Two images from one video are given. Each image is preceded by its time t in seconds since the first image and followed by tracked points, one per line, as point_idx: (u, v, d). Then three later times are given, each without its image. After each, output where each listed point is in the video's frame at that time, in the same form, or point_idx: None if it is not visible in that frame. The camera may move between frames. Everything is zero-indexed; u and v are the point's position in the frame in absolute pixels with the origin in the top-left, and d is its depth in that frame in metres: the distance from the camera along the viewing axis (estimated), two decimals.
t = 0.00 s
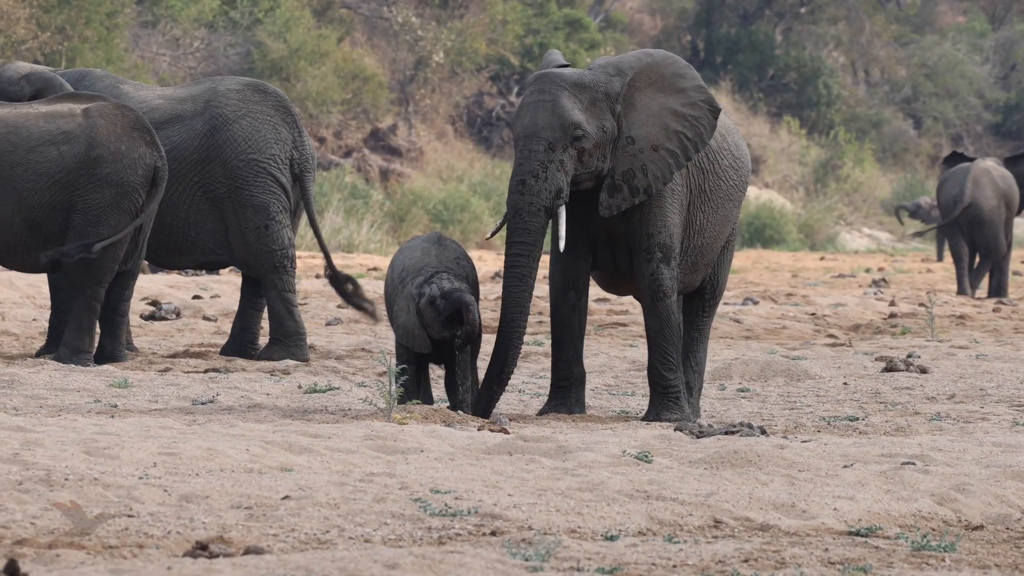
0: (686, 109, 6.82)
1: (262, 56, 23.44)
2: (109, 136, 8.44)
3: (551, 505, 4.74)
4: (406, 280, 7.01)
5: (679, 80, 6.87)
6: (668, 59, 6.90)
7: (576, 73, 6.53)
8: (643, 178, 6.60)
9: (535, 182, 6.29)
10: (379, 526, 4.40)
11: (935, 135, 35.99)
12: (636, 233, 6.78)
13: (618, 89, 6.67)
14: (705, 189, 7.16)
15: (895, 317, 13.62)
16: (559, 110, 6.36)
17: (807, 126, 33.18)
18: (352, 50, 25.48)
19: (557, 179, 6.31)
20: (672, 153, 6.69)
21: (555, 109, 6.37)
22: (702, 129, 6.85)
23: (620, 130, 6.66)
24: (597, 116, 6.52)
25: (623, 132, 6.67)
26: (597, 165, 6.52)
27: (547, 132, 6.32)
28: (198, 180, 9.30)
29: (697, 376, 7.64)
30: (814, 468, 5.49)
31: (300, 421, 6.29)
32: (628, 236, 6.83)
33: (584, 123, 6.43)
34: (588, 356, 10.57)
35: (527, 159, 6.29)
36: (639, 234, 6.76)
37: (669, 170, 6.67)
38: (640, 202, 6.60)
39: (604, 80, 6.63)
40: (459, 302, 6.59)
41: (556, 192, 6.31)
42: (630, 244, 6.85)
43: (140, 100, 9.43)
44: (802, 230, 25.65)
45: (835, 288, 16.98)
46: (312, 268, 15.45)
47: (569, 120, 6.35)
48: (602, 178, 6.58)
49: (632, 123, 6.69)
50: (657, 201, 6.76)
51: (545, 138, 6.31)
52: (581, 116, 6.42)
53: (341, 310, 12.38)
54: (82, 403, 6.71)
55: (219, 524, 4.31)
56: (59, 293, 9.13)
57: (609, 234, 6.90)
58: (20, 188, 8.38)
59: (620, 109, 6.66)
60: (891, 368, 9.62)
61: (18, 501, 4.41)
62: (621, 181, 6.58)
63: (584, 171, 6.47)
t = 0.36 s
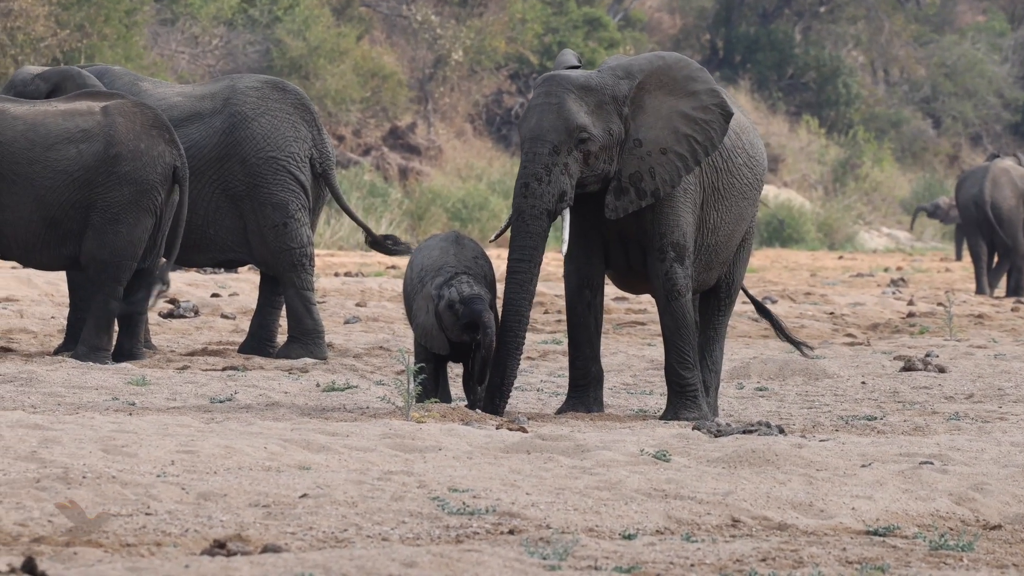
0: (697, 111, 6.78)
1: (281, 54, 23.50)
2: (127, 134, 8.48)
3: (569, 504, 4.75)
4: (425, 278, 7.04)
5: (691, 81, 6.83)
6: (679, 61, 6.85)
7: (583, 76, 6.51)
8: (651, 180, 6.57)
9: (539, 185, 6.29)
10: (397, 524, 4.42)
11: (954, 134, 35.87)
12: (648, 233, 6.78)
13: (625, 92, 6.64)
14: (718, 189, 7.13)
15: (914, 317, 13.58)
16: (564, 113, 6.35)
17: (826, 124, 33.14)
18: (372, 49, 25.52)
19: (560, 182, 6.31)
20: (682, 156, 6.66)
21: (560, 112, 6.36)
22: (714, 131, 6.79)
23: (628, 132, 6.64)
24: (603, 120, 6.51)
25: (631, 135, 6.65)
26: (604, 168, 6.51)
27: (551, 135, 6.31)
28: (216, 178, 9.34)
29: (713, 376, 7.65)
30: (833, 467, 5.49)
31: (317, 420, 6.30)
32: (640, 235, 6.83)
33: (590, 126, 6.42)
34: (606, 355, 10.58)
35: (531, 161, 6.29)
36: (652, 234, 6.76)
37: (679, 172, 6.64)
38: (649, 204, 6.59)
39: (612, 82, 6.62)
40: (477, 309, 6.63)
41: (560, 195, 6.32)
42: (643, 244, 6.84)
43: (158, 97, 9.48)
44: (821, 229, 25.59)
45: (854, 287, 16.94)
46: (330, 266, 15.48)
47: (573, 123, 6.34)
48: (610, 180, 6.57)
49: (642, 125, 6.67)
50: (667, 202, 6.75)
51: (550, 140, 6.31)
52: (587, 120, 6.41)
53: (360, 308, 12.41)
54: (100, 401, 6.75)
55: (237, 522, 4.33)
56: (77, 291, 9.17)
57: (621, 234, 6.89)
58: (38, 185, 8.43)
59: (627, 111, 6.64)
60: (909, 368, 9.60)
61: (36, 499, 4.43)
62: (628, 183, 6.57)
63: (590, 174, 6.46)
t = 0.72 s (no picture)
0: (702, 106, 6.75)
1: (295, 50, 23.54)
2: (141, 129, 8.50)
3: (582, 500, 4.76)
4: (441, 275, 7.03)
5: (696, 77, 6.80)
6: (684, 57, 6.83)
7: (586, 73, 6.53)
8: (655, 177, 6.56)
9: (543, 184, 6.33)
10: (409, 521, 4.43)
11: (968, 131, 35.76)
12: (656, 229, 6.77)
13: (628, 89, 6.64)
14: (726, 184, 7.10)
15: (926, 314, 13.57)
16: (567, 110, 6.38)
17: (839, 122, 33.08)
18: (385, 45, 25.53)
19: (564, 180, 6.35)
20: (686, 152, 6.64)
21: (564, 110, 6.39)
22: (718, 127, 6.74)
23: (632, 128, 6.64)
24: (607, 117, 6.52)
25: (636, 131, 6.65)
26: (608, 164, 6.52)
27: (555, 133, 6.34)
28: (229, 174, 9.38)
29: (724, 373, 7.64)
30: (845, 464, 5.49)
31: (331, 416, 6.32)
32: (647, 233, 6.82)
33: (594, 123, 6.44)
34: (619, 352, 10.59)
35: (535, 160, 6.33)
36: (659, 231, 6.75)
37: (683, 168, 6.62)
38: (654, 200, 6.58)
39: (617, 79, 6.62)
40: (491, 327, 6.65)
41: (564, 193, 6.35)
42: (651, 241, 6.83)
43: (173, 93, 9.52)
44: (834, 226, 25.57)
45: (867, 284, 16.91)
46: (343, 262, 15.50)
47: (576, 121, 6.36)
48: (614, 177, 6.58)
49: (646, 122, 6.66)
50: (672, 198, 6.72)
51: (554, 139, 6.34)
52: (591, 117, 6.43)
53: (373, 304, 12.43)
54: (113, 397, 6.77)
55: (250, 517, 4.35)
56: (91, 287, 9.20)
57: (628, 231, 6.90)
58: (51, 181, 8.47)
59: (632, 108, 6.64)
60: (923, 365, 9.58)
61: (49, 494, 4.45)
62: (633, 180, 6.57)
63: (594, 171, 6.47)
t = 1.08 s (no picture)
0: (704, 105, 6.74)
1: (305, 49, 23.56)
2: (150, 127, 8.51)
3: (591, 498, 4.77)
4: (461, 271, 6.91)
5: (698, 76, 6.79)
6: (685, 56, 6.83)
7: (589, 73, 6.53)
8: (657, 176, 6.55)
9: (547, 183, 6.34)
10: (418, 519, 4.44)
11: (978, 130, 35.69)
12: (660, 229, 6.77)
13: (630, 88, 6.64)
14: (730, 183, 7.09)
15: (936, 312, 13.55)
16: (569, 109, 6.39)
17: (849, 120, 33.04)
18: (395, 43, 25.55)
19: (568, 179, 6.35)
20: (688, 151, 6.63)
21: (566, 109, 6.40)
22: (719, 126, 6.72)
23: (634, 127, 6.64)
24: (609, 116, 6.52)
25: (638, 130, 6.65)
26: (610, 163, 6.53)
27: (558, 132, 6.35)
28: (238, 173, 9.39)
29: (731, 372, 7.63)
30: (855, 463, 5.49)
31: (340, 414, 6.33)
32: (651, 232, 6.82)
33: (597, 122, 6.44)
34: (628, 350, 10.59)
35: (539, 159, 6.34)
36: (663, 230, 6.74)
37: (684, 167, 6.61)
38: (656, 199, 6.58)
39: (619, 78, 6.63)
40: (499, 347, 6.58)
41: (568, 192, 6.36)
42: (654, 241, 6.83)
43: (182, 92, 9.55)
44: (844, 225, 25.54)
45: (877, 283, 16.89)
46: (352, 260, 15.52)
47: (579, 120, 6.37)
48: (617, 176, 6.58)
49: (648, 121, 6.66)
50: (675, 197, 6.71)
51: (557, 138, 6.35)
52: (593, 116, 6.44)
53: (382, 303, 12.44)
54: (123, 395, 6.79)
55: (259, 516, 4.36)
56: (100, 286, 9.23)
57: (632, 230, 6.89)
58: (60, 179, 8.50)
59: (634, 106, 6.64)
60: (932, 364, 9.56)
61: (58, 493, 4.46)
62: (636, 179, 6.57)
63: (597, 170, 6.48)
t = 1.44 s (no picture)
0: (701, 107, 6.75)
1: (312, 52, 23.63)
2: (155, 130, 8.54)
3: (596, 501, 4.78)
4: (469, 273, 6.91)
5: (694, 79, 6.81)
6: (682, 59, 6.85)
7: (587, 73, 6.55)
8: (654, 177, 6.56)
9: (546, 182, 6.34)
10: (424, 522, 4.45)
11: (984, 133, 35.62)
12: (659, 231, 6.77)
13: (627, 89, 6.66)
14: (730, 186, 7.09)
15: (941, 316, 13.55)
16: (568, 109, 6.40)
17: (855, 124, 33.04)
18: (402, 47, 25.61)
19: (566, 179, 6.36)
20: (684, 152, 6.64)
21: (564, 109, 6.41)
22: (715, 129, 6.73)
23: (631, 129, 6.66)
24: (607, 117, 6.54)
25: (635, 132, 6.66)
26: (608, 164, 6.54)
27: (556, 132, 6.36)
28: (244, 175, 9.41)
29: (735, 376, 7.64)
30: (860, 465, 5.49)
31: (345, 417, 6.35)
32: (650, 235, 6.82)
33: (595, 122, 6.45)
34: (634, 353, 10.59)
35: (537, 158, 6.35)
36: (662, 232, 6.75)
37: (681, 169, 6.62)
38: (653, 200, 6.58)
39: (616, 79, 6.65)
40: (505, 358, 6.62)
41: (566, 191, 6.37)
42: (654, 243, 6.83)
43: (188, 95, 9.57)
44: (850, 228, 25.53)
45: (882, 286, 16.89)
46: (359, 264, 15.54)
47: (576, 120, 6.37)
48: (614, 177, 6.59)
49: (646, 123, 6.68)
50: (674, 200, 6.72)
51: (555, 138, 6.35)
52: (591, 117, 6.45)
53: (388, 306, 12.46)
54: (129, 398, 6.81)
55: (264, 519, 4.37)
56: (106, 289, 9.25)
57: (631, 232, 6.90)
58: (66, 181, 8.52)
59: (631, 108, 6.66)
60: (937, 367, 9.55)
61: (65, 496, 4.48)
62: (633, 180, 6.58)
63: (594, 171, 6.50)
